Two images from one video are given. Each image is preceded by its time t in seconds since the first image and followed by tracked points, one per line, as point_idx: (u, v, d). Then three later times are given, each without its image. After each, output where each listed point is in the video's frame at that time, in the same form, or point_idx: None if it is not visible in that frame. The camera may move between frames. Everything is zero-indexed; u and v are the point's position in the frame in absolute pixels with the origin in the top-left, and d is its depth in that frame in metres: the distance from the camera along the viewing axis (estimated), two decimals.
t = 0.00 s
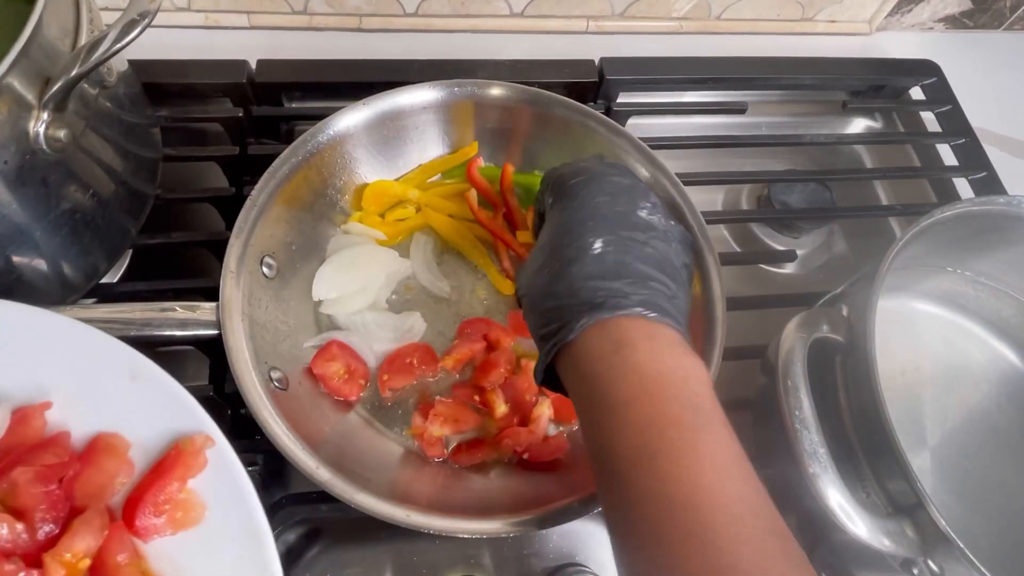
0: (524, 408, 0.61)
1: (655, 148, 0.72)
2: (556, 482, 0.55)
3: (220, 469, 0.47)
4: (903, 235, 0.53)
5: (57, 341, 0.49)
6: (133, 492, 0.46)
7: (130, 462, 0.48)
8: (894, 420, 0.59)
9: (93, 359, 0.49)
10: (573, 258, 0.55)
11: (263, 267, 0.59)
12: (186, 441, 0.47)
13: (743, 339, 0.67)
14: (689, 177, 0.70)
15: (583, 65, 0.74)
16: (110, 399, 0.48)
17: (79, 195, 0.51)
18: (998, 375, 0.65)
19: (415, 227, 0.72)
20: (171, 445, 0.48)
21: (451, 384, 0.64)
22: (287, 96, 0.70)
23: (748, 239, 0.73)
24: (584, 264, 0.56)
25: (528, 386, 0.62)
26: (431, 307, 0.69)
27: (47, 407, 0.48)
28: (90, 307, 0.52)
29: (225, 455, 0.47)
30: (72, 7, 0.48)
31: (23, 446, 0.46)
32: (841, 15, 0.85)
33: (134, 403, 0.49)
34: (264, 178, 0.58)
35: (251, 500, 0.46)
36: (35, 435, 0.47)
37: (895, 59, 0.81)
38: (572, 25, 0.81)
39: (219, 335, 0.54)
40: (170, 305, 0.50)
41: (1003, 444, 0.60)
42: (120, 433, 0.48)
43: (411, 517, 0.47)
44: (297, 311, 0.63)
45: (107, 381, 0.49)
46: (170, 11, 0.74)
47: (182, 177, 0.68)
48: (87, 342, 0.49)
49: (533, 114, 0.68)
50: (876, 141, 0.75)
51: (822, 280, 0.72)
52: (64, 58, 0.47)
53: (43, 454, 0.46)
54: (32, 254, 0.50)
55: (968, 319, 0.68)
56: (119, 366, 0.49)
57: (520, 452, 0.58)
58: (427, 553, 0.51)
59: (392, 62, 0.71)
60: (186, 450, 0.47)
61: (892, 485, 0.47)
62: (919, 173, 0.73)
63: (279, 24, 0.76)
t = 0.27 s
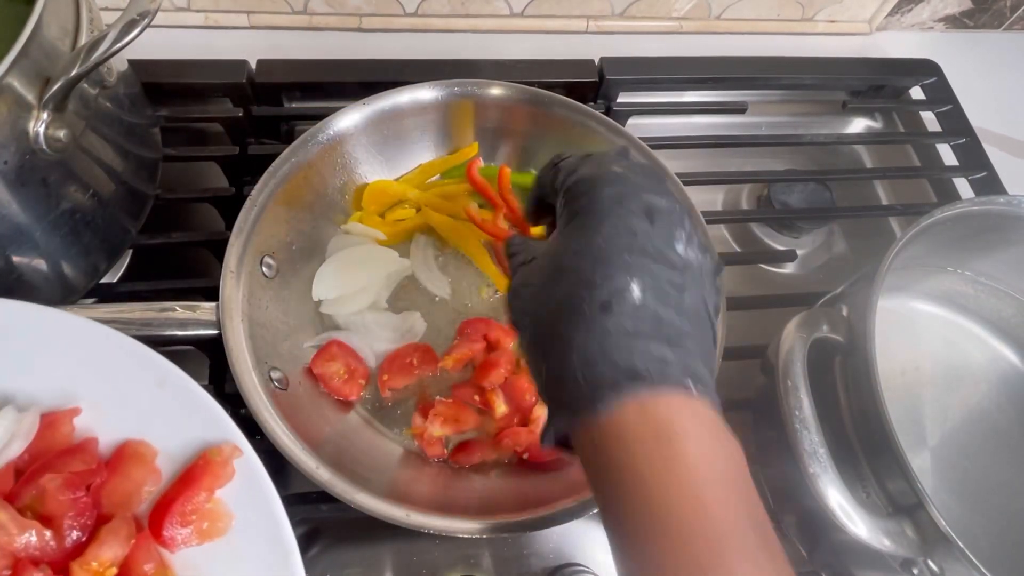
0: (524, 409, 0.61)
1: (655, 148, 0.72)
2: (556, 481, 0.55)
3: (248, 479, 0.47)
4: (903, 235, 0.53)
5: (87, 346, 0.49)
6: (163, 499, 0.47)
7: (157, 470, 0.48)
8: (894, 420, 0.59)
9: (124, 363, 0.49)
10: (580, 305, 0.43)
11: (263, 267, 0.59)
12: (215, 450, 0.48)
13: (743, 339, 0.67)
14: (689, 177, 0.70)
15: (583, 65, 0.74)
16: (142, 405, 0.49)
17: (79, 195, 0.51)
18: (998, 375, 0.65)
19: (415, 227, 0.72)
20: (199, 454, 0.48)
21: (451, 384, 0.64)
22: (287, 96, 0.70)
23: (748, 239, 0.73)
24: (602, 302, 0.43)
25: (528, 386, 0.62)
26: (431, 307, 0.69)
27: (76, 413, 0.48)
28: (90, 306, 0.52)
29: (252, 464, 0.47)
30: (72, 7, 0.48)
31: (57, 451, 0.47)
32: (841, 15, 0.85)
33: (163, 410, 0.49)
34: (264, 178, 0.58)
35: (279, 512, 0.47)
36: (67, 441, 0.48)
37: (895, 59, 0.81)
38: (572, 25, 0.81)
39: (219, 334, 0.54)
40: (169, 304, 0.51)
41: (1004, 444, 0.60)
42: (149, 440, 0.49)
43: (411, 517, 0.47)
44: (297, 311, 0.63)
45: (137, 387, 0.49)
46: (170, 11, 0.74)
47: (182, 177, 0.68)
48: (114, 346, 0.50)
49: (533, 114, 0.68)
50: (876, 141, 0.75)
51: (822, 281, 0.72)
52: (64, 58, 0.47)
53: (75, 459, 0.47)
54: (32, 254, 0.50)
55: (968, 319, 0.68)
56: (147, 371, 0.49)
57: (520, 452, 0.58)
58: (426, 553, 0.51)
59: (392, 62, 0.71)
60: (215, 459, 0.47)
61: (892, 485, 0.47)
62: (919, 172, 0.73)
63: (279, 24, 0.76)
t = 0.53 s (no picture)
0: (524, 409, 0.62)
1: (655, 148, 0.72)
2: (556, 481, 0.55)
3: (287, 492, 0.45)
4: (903, 236, 0.53)
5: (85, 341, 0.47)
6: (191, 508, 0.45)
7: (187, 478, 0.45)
8: (894, 420, 0.59)
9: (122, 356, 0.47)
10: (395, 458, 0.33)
11: (263, 267, 0.59)
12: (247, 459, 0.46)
13: (743, 339, 0.67)
14: (689, 177, 0.70)
15: (583, 65, 0.74)
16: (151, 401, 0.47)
17: (79, 195, 0.51)
18: (998, 375, 0.65)
19: (415, 227, 0.72)
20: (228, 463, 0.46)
21: (451, 384, 0.64)
22: (287, 96, 0.70)
23: (748, 239, 0.73)
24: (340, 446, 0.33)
25: (528, 386, 0.63)
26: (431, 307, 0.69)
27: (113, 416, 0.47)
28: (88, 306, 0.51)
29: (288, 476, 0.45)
30: (73, 7, 0.48)
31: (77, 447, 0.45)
32: (841, 15, 0.85)
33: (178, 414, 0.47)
34: (264, 178, 0.58)
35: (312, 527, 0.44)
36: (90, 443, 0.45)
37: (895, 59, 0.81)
38: (572, 25, 0.81)
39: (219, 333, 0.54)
40: (170, 305, 0.50)
41: (1004, 444, 0.60)
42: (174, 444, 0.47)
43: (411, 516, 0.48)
44: (297, 311, 0.63)
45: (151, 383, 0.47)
46: (170, 11, 0.74)
47: (182, 177, 0.68)
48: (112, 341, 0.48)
49: (533, 114, 0.68)
50: (876, 141, 0.75)
51: (823, 281, 0.72)
52: (64, 58, 0.47)
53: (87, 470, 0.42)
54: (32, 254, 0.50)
55: (968, 319, 0.68)
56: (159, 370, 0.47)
57: (520, 452, 0.58)
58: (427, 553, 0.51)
59: (393, 62, 0.71)
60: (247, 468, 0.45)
61: (892, 485, 0.47)
62: (919, 172, 0.73)
63: (279, 24, 0.76)
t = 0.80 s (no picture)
0: (524, 408, 0.62)
1: (655, 148, 0.72)
2: (556, 480, 0.55)
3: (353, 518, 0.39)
4: (903, 236, 0.53)
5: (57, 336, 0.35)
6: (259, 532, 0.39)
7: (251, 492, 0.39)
8: (894, 420, 0.59)
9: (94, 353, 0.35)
10: (229, 560, 0.23)
11: (263, 267, 0.59)
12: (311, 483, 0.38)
13: (743, 338, 0.67)
14: (689, 177, 0.70)
15: (583, 65, 0.74)
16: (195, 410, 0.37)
17: (80, 195, 0.51)
18: (998, 375, 0.65)
19: (414, 227, 0.72)
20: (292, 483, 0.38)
21: (451, 384, 0.64)
22: (287, 96, 0.70)
23: (748, 239, 0.73)
24: (86, 517, 0.23)
25: (528, 386, 0.63)
26: (431, 307, 0.69)
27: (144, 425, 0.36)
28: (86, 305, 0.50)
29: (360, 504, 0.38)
30: (73, 7, 0.48)
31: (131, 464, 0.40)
32: (841, 15, 0.85)
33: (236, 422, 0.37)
34: (264, 179, 0.58)
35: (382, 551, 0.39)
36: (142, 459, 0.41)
37: (895, 59, 0.81)
38: (572, 25, 0.81)
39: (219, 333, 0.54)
40: (170, 305, 0.49)
41: (1003, 444, 0.60)
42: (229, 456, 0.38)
43: (411, 516, 0.48)
44: (297, 311, 0.63)
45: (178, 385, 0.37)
46: (170, 11, 0.74)
47: (182, 177, 0.68)
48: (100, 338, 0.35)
49: (533, 114, 0.68)
50: (876, 141, 0.75)
51: (823, 281, 0.72)
52: (64, 58, 0.47)
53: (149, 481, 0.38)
54: (33, 254, 0.50)
55: (968, 319, 0.68)
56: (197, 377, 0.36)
57: (520, 452, 0.58)
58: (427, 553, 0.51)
59: (393, 61, 0.71)
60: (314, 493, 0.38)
61: (892, 486, 0.47)
62: (919, 172, 0.73)
63: (279, 24, 0.76)
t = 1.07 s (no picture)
0: (524, 408, 0.62)
1: (655, 147, 0.72)
2: (557, 480, 0.55)
3: (395, 529, 0.43)
4: (903, 235, 0.53)
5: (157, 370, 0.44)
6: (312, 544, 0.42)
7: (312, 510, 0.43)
8: (894, 420, 0.59)
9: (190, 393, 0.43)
10: None
11: (263, 267, 0.59)
12: (363, 497, 0.43)
13: (743, 338, 0.67)
14: (689, 177, 0.70)
15: (584, 65, 0.73)
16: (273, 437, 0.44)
17: (79, 195, 0.51)
18: (998, 375, 0.65)
19: (414, 227, 0.72)
20: (347, 498, 0.43)
21: (451, 384, 0.64)
22: (287, 96, 0.70)
23: (748, 238, 0.73)
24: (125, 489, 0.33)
25: (528, 386, 0.63)
26: (431, 307, 0.69)
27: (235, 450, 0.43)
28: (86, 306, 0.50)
29: (403, 517, 0.43)
30: (72, 7, 0.48)
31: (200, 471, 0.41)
32: (841, 15, 0.85)
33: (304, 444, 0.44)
34: (264, 179, 0.58)
35: (420, 554, 0.42)
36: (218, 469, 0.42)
37: (895, 59, 0.81)
38: (572, 25, 0.81)
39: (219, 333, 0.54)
40: (170, 305, 0.49)
41: (1004, 444, 0.60)
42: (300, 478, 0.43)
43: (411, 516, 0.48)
44: (297, 311, 0.63)
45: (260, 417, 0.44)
46: (170, 11, 0.74)
47: (182, 177, 0.68)
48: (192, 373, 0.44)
49: (533, 114, 0.68)
50: (876, 141, 0.75)
51: (823, 281, 0.72)
52: (64, 58, 0.47)
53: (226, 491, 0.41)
54: (33, 254, 0.50)
55: (968, 319, 0.68)
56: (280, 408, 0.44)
57: (520, 451, 0.58)
58: (427, 553, 0.51)
59: (392, 61, 0.71)
60: (366, 505, 0.43)
61: (892, 486, 0.47)
62: (919, 172, 0.73)
63: (279, 24, 0.76)
